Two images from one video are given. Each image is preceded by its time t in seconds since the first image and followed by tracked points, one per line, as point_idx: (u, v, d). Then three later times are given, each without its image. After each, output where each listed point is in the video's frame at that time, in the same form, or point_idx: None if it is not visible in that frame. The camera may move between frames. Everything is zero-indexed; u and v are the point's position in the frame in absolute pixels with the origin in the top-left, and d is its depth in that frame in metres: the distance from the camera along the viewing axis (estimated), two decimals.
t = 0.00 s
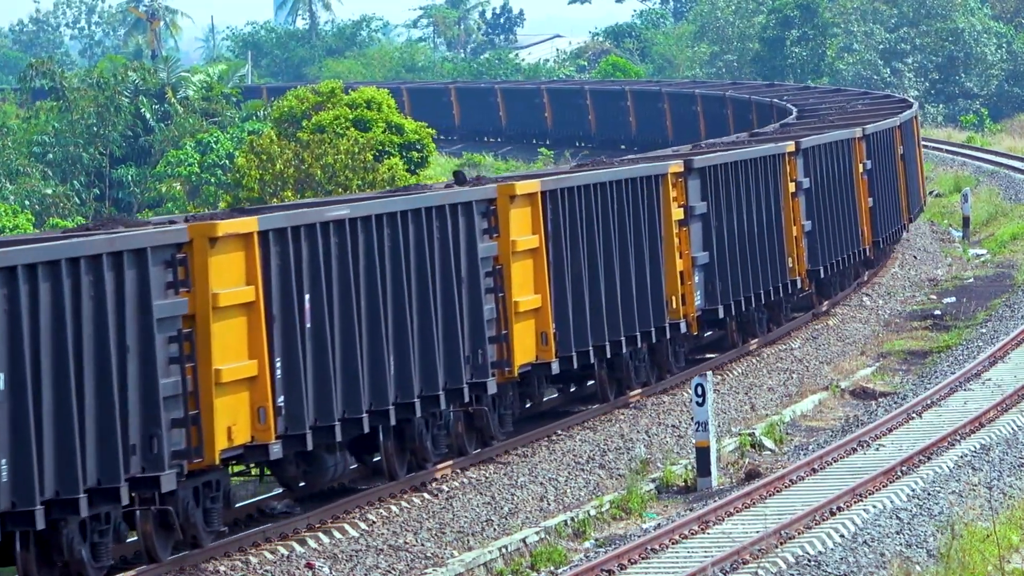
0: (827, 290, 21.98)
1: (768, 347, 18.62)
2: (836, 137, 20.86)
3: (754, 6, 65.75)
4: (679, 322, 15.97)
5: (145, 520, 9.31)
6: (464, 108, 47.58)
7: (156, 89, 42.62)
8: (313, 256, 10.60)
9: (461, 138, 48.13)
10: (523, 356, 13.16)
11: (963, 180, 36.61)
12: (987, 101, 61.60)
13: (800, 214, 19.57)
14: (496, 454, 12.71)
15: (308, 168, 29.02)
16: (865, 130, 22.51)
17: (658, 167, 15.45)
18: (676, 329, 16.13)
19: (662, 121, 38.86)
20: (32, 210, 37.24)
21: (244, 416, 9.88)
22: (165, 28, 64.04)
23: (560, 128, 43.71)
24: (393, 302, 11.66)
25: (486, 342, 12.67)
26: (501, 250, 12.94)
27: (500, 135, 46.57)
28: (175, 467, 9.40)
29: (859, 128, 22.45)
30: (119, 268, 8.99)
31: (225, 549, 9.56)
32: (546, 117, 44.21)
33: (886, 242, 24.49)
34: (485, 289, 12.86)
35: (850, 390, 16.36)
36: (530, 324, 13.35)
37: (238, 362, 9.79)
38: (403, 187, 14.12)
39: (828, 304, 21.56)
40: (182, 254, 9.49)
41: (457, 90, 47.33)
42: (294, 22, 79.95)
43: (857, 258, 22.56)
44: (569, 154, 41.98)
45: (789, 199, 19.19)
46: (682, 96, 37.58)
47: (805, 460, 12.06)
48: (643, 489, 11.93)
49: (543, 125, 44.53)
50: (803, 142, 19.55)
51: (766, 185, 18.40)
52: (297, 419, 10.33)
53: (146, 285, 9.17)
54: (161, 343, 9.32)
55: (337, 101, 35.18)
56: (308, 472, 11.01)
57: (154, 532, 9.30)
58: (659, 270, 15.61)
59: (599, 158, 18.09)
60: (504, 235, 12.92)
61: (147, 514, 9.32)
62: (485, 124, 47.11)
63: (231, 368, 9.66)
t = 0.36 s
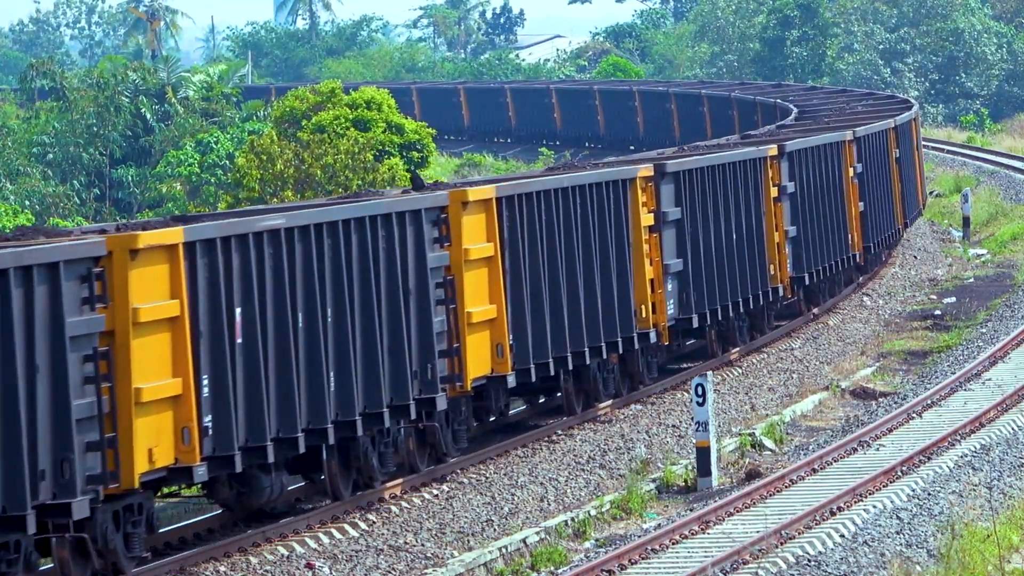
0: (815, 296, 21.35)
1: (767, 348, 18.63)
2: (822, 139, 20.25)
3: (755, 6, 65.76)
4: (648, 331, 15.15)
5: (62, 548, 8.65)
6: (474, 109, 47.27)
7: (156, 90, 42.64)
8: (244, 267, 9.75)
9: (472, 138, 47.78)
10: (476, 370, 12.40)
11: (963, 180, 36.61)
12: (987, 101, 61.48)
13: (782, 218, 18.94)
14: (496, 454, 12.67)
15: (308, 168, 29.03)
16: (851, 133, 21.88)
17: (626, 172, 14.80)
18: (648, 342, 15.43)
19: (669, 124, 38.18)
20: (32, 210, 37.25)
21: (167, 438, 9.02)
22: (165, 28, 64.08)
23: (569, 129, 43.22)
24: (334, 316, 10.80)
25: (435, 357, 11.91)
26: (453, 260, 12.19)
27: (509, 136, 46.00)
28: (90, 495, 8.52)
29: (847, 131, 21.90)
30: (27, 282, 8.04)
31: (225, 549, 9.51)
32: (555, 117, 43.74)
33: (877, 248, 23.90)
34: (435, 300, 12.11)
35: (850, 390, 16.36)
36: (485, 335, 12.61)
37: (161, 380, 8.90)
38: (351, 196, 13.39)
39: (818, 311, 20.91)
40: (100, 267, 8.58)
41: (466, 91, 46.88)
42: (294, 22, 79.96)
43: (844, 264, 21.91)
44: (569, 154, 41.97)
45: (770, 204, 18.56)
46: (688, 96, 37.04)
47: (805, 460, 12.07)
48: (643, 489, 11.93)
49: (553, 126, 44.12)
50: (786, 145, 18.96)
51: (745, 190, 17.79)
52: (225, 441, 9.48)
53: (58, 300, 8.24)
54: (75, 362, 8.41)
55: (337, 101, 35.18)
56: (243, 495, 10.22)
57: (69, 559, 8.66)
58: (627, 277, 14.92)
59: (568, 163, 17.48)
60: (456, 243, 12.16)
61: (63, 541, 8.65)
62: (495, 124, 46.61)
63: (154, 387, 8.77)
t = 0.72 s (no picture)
0: (802, 303, 20.67)
1: (767, 348, 18.60)
2: (808, 142, 19.54)
3: (755, 6, 65.78)
4: (616, 342, 14.46)
5: None
6: (484, 108, 46.79)
7: (157, 89, 42.63)
8: (168, 280, 9.15)
9: (482, 138, 47.27)
10: (426, 385, 11.69)
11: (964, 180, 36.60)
12: (988, 101, 61.36)
13: (763, 223, 18.25)
14: (496, 454, 12.66)
15: (308, 168, 29.02)
16: (841, 135, 21.19)
17: (592, 177, 14.11)
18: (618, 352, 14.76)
19: (677, 125, 37.58)
20: (32, 209, 37.26)
21: (81, 464, 8.46)
22: (166, 28, 64.08)
23: (579, 129, 42.72)
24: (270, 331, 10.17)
25: (381, 371, 11.19)
26: (400, 271, 11.45)
27: (519, 136, 45.43)
28: None
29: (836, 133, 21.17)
30: None
31: (224, 550, 9.52)
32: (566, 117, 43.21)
33: (869, 254, 23.20)
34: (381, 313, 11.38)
35: (850, 390, 16.35)
36: (436, 349, 11.86)
37: (74, 401, 8.35)
38: (299, 203, 12.72)
39: (805, 318, 20.28)
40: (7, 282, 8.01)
41: (477, 91, 46.41)
42: (295, 22, 79.93)
43: (832, 270, 21.22)
44: (570, 153, 41.92)
45: (750, 209, 17.86)
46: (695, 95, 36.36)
47: (806, 460, 12.06)
48: (644, 489, 11.92)
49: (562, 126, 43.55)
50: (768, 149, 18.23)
51: (724, 194, 17.10)
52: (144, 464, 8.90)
53: None
54: None
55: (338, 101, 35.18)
56: (171, 517, 9.61)
57: None
58: (594, 287, 14.22)
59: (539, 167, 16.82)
60: (404, 253, 11.42)
61: None
62: (505, 123, 46.00)
63: (68, 407, 8.24)
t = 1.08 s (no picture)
0: (786, 310, 20.04)
1: (767, 348, 18.60)
2: (791, 146, 18.91)
3: (755, 6, 65.80)
4: (578, 354, 13.78)
5: None
6: (494, 108, 46.65)
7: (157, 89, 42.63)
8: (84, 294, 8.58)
9: (491, 138, 47.11)
10: (370, 402, 11.03)
11: (964, 180, 36.59)
12: (987, 100, 61.29)
13: (741, 229, 17.62)
14: (497, 454, 12.69)
15: (308, 168, 29.03)
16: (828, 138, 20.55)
17: (553, 183, 13.49)
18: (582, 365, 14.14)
19: (683, 125, 37.45)
20: (32, 209, 37.26)
21: None
22: (166, 28, 64.06)
23: (587, 128, 42.56)
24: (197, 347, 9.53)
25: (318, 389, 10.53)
26: (340, 282, 10.79)
27: (527, 136, 45.25)
28: None
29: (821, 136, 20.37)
30: None
31: (224, 550, 9.55)
32: (573, 117, 43.05)
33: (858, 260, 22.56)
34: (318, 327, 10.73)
35: (850, 390, 16.35)
36: (382, 362, 11.21)
37: None
38: (241, 210, 12.09)
39: (789, 326, 19.67)
40: None
41: (487, 91, 46.32)
42: (295, 22, 79.90)
43: (816, 277, 20.58)
44: (570, 154, 41.91)
45: (727, 215, 17.22)
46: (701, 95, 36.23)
47: (806, 460, 12.06)
48: (644, 489, 11.92)
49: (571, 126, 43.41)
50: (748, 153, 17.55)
51: (699, 199, 16.48)
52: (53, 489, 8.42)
53: None
54: None
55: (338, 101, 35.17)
56: (88, 543, 9.10)
57: None
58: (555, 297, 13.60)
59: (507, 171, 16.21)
60: (344, 264, 10.76)
61: None
62: (513, 124, 45.72)
63: None
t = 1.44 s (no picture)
0: (769, 318, 19.38)
1: (768, 348, 18.60)
2: (771, 149, 18.31)
3: (755, 6, 65.82)
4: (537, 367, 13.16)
5: None
6: (503, 109, 46.32)
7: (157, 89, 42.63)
8: None
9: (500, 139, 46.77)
10: (308, 420, 10.35)
11: (963, 180, 36.60)
12: (987, 100, 61.26)
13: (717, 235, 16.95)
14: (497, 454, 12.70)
15: (308, 168, 29.01)
16: (813, 139, 19.94)
17: (509, 190, 12.92)
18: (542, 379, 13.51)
19: (689, 124, 37.25)
20: (32, 209, 37.28)
21: None
22: (166, 28, 64.03)
23: (596, 129, 42.28)
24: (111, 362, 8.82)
25: (246, 406, 9.90)
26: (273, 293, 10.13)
27: (537, 138, 44.97)
28: None
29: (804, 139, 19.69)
30: None
31: (224, 550, 9.54)
32: (582, 117, 42.76)
33: (845, 267, 21.92)
34: (246, 342, 10.05)
35: (850, 390, 16.35)
36: (320, 378, 10.51)
37: None
38: (175, 217, 11.45)
39: (775, 334, 19.11)
40: None
41: (496, 91, 46.04)
42: (295, 22, 79.87)
43: (799, 284, 19.94)
44: (569, 154, 41.91)
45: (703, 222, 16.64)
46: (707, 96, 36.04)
47: (806, 460, 12.06)
48: (644, 489, 11.92)
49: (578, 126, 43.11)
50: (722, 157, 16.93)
51: (672, 205, 15.89)
52: None
53: None
54: None
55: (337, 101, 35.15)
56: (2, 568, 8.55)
57: None
58: (511, 308, 13.01)
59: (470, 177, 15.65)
60: (277, 274, 10.11)
61: None
62: (523, 125, 45.49)
63: None
